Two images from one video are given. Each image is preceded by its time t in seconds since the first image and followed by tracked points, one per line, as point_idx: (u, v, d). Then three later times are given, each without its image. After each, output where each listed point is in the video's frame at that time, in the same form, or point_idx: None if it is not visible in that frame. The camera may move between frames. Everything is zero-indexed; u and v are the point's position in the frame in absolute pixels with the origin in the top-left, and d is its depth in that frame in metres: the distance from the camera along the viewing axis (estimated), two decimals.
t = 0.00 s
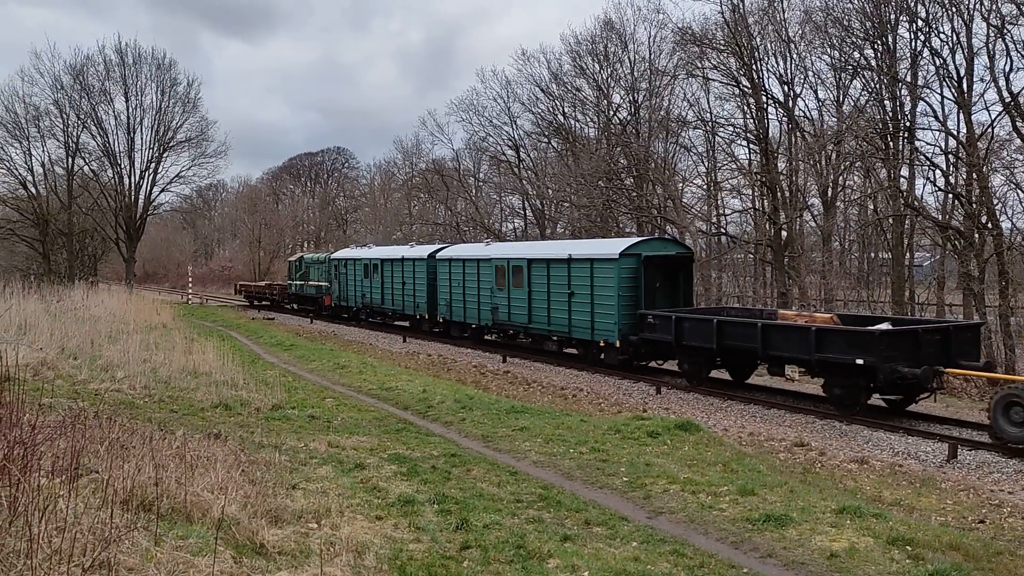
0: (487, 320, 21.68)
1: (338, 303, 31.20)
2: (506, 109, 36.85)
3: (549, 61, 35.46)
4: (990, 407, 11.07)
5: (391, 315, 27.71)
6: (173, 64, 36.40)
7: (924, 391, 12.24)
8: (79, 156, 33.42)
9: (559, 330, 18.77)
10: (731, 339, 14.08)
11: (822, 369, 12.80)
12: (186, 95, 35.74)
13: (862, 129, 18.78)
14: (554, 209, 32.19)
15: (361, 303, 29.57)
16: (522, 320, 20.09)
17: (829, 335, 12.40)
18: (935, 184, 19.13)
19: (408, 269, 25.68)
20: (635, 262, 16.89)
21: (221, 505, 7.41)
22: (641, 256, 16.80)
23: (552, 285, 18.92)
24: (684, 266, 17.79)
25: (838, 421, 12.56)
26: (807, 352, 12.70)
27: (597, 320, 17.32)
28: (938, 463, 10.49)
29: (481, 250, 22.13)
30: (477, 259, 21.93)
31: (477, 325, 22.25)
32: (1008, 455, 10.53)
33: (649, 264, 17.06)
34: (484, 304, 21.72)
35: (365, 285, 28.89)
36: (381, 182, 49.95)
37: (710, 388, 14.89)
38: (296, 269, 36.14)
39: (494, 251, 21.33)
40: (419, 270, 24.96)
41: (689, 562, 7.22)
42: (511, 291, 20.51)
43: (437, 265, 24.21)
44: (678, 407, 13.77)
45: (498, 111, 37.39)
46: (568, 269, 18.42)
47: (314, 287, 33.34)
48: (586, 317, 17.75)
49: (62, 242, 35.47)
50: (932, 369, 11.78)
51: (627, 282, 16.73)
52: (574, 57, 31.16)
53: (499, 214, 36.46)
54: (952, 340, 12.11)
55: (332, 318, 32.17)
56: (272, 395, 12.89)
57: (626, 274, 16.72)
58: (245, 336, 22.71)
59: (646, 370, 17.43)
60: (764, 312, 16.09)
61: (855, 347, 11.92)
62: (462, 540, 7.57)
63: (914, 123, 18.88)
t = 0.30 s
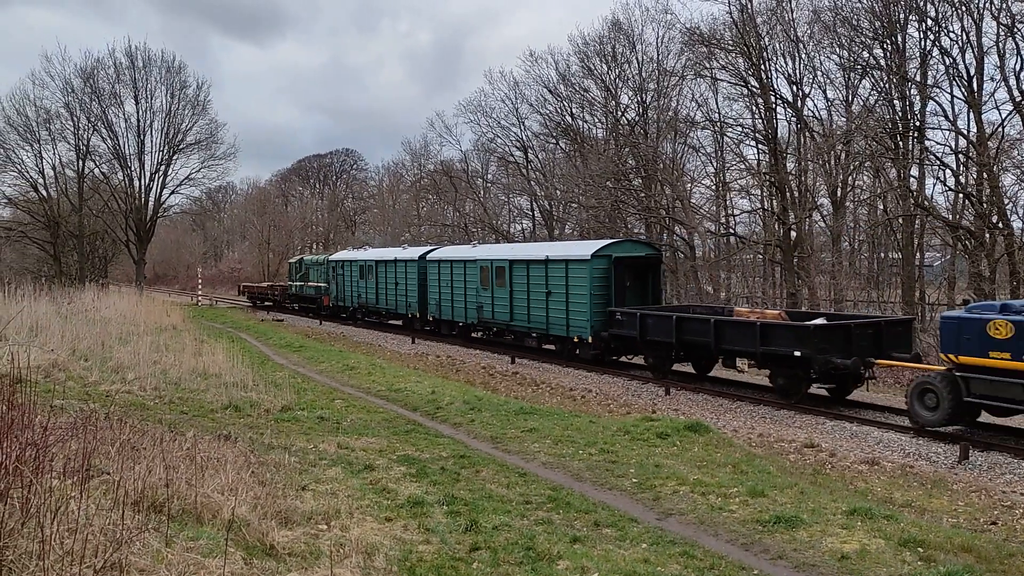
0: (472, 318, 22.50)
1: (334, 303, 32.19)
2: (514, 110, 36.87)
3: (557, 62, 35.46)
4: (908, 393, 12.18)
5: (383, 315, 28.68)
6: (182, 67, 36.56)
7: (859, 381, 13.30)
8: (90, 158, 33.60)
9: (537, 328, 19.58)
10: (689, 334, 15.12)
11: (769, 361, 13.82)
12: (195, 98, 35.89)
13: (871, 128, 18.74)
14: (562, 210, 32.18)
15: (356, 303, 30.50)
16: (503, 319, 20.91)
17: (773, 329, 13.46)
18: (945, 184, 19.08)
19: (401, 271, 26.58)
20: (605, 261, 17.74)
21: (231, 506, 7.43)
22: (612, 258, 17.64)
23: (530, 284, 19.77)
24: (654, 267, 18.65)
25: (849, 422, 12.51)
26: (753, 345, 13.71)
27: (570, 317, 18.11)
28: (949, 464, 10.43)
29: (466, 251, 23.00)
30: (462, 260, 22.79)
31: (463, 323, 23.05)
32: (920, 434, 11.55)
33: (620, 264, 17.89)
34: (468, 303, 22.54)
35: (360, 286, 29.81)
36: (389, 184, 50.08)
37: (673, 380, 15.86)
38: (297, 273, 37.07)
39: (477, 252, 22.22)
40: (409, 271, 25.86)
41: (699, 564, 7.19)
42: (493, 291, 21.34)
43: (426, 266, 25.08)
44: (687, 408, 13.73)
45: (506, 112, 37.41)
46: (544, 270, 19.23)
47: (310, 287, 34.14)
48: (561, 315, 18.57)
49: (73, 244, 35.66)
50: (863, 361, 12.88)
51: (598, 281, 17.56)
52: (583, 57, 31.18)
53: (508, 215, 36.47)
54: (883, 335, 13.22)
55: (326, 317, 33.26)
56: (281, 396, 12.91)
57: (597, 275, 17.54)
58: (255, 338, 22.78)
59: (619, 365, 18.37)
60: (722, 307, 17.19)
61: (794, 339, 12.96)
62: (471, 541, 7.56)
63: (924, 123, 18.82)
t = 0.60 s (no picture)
0: (459, 316, 23.71)
1: (333, 303, 32.90)
2: (523, 110, 36.88)
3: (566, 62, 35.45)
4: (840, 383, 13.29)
5: (379, 314, 29.46)
6: (192, 70, 36.71)
7: (805, 372, 14.29)
8: (100, 161, 33.78)
9: (519, 325, 20.80)
10: (652, 329, 16.15)
11: (723, 353, 14.83)
12: (204, 100, 36.02)
13: (881, 128, 18.67)
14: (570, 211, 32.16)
15: (354, 303, 31.31)
16: (488, 316, 22.16)
17: (726, 324, 14.46)
18: (956, 183, 18.98)
19: (394, 271, 27.63)
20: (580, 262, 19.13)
21: (241, 507, 7.44)
22: (587, 259, 18.97)
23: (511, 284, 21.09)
24: (626, 267, 20.08)
25: (859, 422, 12.46)
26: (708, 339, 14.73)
27: (549, 314, 19.35)
28: (961, 465, 10.36)
29: (454, 253, 24.29)
30: (451, 261, 24.06)
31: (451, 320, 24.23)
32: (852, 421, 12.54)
33: (594, 265, 19.28)
34: (456, 302, 23.82)
35: (357, 287, 30.70)
36: (398, 185, 50.21)
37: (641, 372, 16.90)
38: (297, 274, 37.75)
39: (465, 254, 23.51)
40: (402, 272, 26.94)
41: (709, 565, 7.17)
42: (479, 291, 22.61)
43: (418, 267, 26.20)
44: (697, 409, 13.70)
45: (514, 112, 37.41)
46: (525, 271, 20.53)
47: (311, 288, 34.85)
48: (540, 313, 19.83)
49: (84, 246, 35.86)
50: (807, 353, 13.93)
51: (574, 279, 18.90)
52: (591, 58, 31.16)
53: (516, 215, 36.47)
54: (826, 330, 14.27)
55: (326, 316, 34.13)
56: (290, 397, 12.95)
57: (573, 275, 18.84)
58: (264, 338, 22.85)
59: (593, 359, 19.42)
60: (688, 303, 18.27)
61: (744, 332, 13.94)
62: (480, 542, 7.56)
63: (935, 122, 18.88)
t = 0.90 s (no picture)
0: (448, 314, 24.83)
1: (332, 302, 33.85)
2: (529, 110, 36.87)
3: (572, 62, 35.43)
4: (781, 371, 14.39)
5: (374, 312, 30.40)
6: (199, 71, 36.82)
7: (756, 364, 15.36)
8: (108, 162, 33.90)
9: (502, 321, 21.94)
10: (620, 325, 17.26)
11: (682, 347, 15.90)
12: (211, 101, 36.12)
13: (888, 126, 18.59)
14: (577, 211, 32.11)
15: (349, 302, 32.29)
16: (474, 313, 23.32)
17: (684, 320, 15.53)
18: (964, 182, 18.88)
19: (389, 271, 28.66)
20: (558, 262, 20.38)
21: (249, 507, 7.46)
22: (564, 259, 20.20)
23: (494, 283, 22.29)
24: (602, 266, 21.40)
25: (866, 422, 12.44)
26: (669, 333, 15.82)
27: (529, 309, 20.51)
28: (970, 465, 10.33)
29: (444, 253, 25.48)
30: (441, 261, 25.25)
31: (441, 318, 25.30)
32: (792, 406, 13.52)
33: (571, 264, 20.58)
34: (445, 300, 24.95)
35: (354, 286, 31.62)
36: (404, 186, 50.32)
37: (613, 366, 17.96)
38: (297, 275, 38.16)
39: (454, 254, 24.70)
40: (396, 272, 28.00)
41: (716, 565, 7.16)
42: (466, 289, 23.78)
43: (410, 268, 27.25)
44: (704, 409, 13.68)
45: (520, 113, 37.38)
46: (508, 270, 21.75)
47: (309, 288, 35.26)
48: (521, 309, 21.00)
49: (91, 246, 36.01)
50: (757, 346, 14.98)
51: (552, 277, 20.13)
52: (597, 57, 31.13)
53: (522, 215, 36.44)
54: (776, 324, 15.32)
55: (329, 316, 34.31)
56: (298, 397, 12.99)
57: (551, 274, 20.07)
58: (271, 339, 22.91)
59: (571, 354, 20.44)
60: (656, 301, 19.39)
61: (700, 328, 15.02)
62: (488, 542, 7.56)
63: (943, 121, 18.57)
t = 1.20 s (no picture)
0: (433, 312, 25.60)
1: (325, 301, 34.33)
2: (533, 110, 36.82)
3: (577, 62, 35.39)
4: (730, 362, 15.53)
5: (366, 311, 31.02)
6: (203, 72, 36.86)
7: (712, 357, 16.44)
8: (112, 162, 33.94)
9: (483, 319, 22.86)
10: (591, 320, 18.44)
11: (645, 342, 17.05)
12: (215, 101, 36.16)
13: (892, 126, 18.53)
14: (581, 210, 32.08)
15: (342, 301, 32.93)
16: (457, 311, 24.18)
17: (646, 315, 16.72)
18: (969, 181, 18.84)
19: (378, 271, 29.33)
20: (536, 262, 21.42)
21: (254, 507, 7.46)
22: (540, 259, 21.19)
23: (475, 282, 23.29)
24: (577, 266, 22.48)
25: (870, 422, 12.44)
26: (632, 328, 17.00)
27: (508, 307, 21.45)
28: (974, 465, 10.32)
29: (427, 254, 26.30)
30: (426, 262, 26.00)
31: (426, 317, 26.07)
32: (738, 394, 14.49)
33: (547, 264, 21.59)
34: (430, 298, 25.75)
35: (346, 285, 32.07)
36: (408, 186, 50.32)
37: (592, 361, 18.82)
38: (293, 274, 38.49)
39: (438, 254, 25.52)
40: (385, 272, 28.59)
41: (720, 565, 7.14)
42: (449, 289, 24.64)
43: (399, 267, 27.83)
44: (708, 409, 13.66)
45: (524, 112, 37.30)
46: (488, 270, 22.68)
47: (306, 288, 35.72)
48: (500, 307, 21.95)
49: (96, 246, 36.07)
50: (712, 340, 16.11)
51: (530, 277, 21.11)
52: (601, 57, 31.11)
53: (526, 215, 36.40)
54: (731, 321, 16.42)
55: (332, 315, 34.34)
56: (302, 397, 13.00)
57: (528, 273, 21.05)
58: (275, 339, 22.91)
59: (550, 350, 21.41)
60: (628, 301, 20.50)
61: (659, 323, 16.16)
62: (491, 542, 7.56)
63: (946, 120, 18.64)
